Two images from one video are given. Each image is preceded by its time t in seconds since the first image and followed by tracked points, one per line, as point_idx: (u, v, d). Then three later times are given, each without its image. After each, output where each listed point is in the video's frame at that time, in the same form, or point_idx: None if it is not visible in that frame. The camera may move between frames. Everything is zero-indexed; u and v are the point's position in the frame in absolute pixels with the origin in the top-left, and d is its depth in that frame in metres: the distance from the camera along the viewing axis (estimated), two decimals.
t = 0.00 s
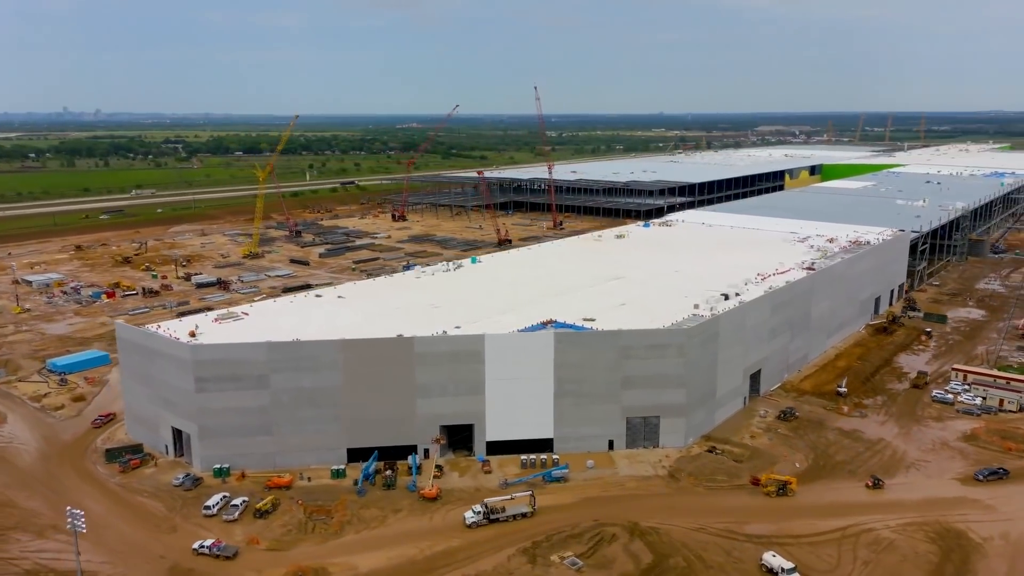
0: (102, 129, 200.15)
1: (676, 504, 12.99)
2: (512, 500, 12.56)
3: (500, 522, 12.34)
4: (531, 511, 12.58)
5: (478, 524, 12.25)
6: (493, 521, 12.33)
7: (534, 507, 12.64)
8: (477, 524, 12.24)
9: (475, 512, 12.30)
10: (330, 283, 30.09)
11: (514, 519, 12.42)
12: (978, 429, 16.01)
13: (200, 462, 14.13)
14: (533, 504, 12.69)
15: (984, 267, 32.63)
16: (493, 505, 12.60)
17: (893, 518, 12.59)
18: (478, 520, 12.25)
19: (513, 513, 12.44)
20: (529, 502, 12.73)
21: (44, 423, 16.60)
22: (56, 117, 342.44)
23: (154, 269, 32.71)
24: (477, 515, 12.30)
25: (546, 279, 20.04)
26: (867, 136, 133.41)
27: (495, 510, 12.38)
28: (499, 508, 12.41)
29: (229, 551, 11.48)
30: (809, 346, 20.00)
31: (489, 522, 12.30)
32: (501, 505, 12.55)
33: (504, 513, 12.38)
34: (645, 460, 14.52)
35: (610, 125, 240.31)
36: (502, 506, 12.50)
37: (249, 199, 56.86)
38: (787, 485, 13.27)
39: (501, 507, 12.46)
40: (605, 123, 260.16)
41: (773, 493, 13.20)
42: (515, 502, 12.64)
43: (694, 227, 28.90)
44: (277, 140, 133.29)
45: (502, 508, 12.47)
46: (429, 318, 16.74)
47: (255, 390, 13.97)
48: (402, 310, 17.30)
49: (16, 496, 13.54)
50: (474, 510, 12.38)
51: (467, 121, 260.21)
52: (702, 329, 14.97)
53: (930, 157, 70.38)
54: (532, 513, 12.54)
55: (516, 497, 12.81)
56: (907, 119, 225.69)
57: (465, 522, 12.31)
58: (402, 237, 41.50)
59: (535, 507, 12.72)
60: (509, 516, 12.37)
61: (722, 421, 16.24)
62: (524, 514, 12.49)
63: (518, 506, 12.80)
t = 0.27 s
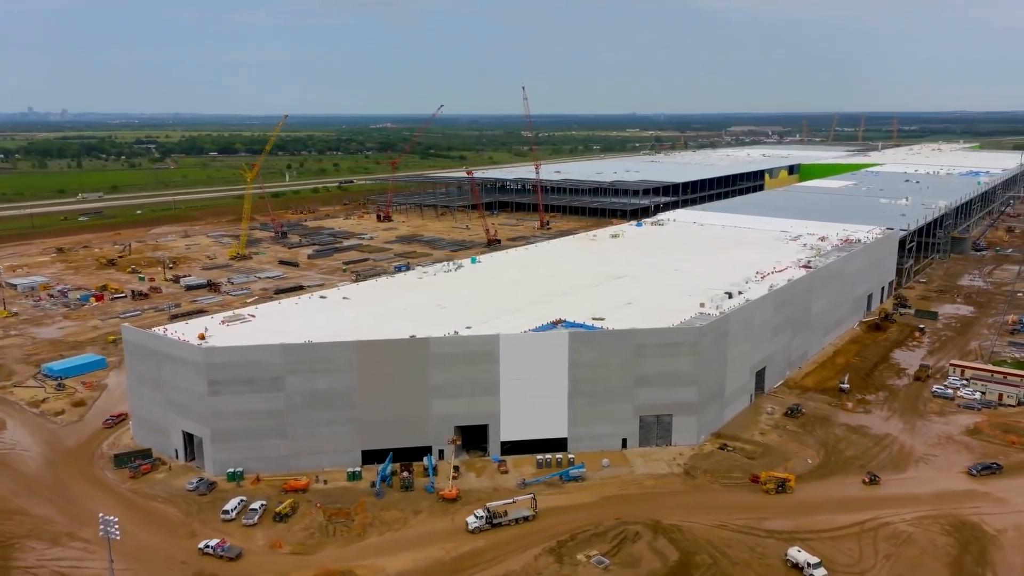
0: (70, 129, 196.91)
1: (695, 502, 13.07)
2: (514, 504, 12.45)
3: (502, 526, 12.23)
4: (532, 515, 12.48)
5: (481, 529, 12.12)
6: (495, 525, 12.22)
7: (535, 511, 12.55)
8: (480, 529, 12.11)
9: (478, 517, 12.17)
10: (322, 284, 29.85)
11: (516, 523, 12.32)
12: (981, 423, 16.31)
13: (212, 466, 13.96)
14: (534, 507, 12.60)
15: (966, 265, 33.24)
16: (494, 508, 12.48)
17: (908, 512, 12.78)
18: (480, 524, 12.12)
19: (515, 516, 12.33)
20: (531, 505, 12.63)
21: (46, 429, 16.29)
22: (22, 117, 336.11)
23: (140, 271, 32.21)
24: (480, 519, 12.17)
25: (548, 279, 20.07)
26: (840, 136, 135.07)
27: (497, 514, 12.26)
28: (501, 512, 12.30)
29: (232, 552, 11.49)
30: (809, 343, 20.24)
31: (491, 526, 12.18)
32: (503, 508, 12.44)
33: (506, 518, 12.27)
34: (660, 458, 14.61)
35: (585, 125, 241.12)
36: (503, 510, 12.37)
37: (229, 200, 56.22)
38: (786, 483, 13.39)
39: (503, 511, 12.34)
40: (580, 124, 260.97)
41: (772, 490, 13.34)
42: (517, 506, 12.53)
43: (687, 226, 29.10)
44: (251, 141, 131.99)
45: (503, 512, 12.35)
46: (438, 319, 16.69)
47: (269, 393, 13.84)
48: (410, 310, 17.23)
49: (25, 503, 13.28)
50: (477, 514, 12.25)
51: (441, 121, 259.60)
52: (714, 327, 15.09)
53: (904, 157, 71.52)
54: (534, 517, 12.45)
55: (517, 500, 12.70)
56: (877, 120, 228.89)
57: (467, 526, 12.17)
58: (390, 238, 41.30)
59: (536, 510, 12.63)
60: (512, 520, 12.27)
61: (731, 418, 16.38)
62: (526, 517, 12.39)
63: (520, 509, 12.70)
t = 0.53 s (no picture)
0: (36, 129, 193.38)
1: (713, 499, 13.18)
2: (517, 508, 12.28)
3: (506, 531, 12.09)
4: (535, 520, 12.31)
5: (485, 534, 11.97)
6: (499, 530, 12.08)
7: (538, 514, 12.41)
8: (483, 534, 11.96)
9: (482, 522, 11.99)
10: (314, 286, 29.62)
11: (519, 527, 12.18)
12: (982, 417, 16.61)
13: (226, 470, 13.79)
14: (537, 511, 12.44)
15: (949, 262, 33.84)
16: (497, 513, 12.30)
17: (922, 506, 12.98)
18: (484, 530, 11.96)
19: (518, 521, 12.17)
20: (534, 509, 12.46)
21: (47, 435, 15.98)
22: None
23: (126, 273, 31.71)
24: (484, 524, 12.00)
25: (550, 279, 20.09)
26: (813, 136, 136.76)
27: (501, 519, 12.09)
28: (504, 517, 12.13)
29: (235, 552, 11.53)
30: (808, 341, 20.48)
31: (495, 531, 12.04)
32: (506, 513, 12.27)
33: (510, 522, 12.11)
34: (673, 456, 14.69)
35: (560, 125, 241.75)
36: (506, 515, 12.19)
37: (210, 201, 55.53)
38: (785, 480, 13.50)
39: (505, 516, 12.18)
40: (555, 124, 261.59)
41: (772, 489, 13.42)
42: (519, 510, 12.39)
43: (678, 225, 29.30)
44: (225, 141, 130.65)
45: (506, 516, 12.18)
46: (447, 319, 16.64)
47: (283, 395, 13.71)
48: (417, 311, 17.16)
49: (34, 510, 13.01)
50: (480, 519, 12.08)
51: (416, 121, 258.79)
52: (724, 325, 15.20)
53: (880, 156, 72.65)
54: (538, 520, 12.30)
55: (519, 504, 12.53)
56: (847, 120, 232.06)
57: (471, 531, 12.00)
58: (376, 238, 41.07)
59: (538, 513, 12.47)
60: (515, 525, 12.12)
61: (739, 415, 16.52)
62: (529, 521, 12.24)
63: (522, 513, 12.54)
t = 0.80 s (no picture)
0: (2, 128, 189.51)
1: (731, 496, 13.28)
2: (522, 512, 12.13)
3: (510, 536, 11.93)
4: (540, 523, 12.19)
5: (490, 540, 11.82)
6: (504, 535, 11.91)
7: (542, 519, 12.25)
8: (488, 540, 11.81)
9: (487, 528, 11.81)
10: (307, 288, 29.37)
11: (523, 532, 12.03)
12: (983, 411, 16.91)
13: (240, 474, 13.64)
14: (542, 515, 12.31)
15: (933, 260, 34.45)
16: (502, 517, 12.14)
17: (935, 499, 13.19)
18: (489, 536, 11.80)
19: (523, 526, 12.03)
20: (538, 513, 12.31)
21: (51, 441, 15.69)
22: None
23: (113, 276, 31.20)
24: (489, 530, 11.83)
25: (553, 279, 20.13)
26: (786, 136, 138.24)
27: (505, 524, 11.93)
28: (509, 522, 11.97)
29: (240, 550, 11.57)
30: (807, 338, 20.72)
31: (499, 537, 11.88)
32: (510, 517, 12.07)
33: (514, 527, 11.96)
34: (687, 454, 14.79)
35: (535, 125, 242.09)
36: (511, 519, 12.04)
37: (190, 202, 54.83)
38: (785, 478, 13.62)
39: (510, 521, 12.00)
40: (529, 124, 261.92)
41: (772, 486, 13.52)
42: (523, 514, 12.21)
43: (670, 225, 29.50)
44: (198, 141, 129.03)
45: (511, 521, 12.03)
46: (456, 320, 16.60)
47: (299, 398, 13.58)
48: (425, 312, 17.09)
49: (47, 518, 12.77)
50: (485, 525, 11.91)
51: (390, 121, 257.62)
52: (735, 324, 15.33)
53: (856, 156, 73.73)
54: (542, 525, 12.18)
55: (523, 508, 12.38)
56: (818, 120, 234.93)
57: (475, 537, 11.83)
58: (364, 239, 40.85)
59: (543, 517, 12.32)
60: (520, 530, 11.98)
61: (747, 413, 16.67)
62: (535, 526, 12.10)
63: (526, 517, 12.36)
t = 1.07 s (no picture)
0: None
1: (748, 493, 13.40)
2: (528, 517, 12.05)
3: (518, 541, 11.84)
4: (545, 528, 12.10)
5: (497, 546, 11.70)
6: (511, 540, 11.81)
7: (549, 524, 12.18)
8: (496, 546, 11.69)
9: (494, 534, 11.71)
10: (299, 289, 29.13)
11: (531, 537, 11.93)
12: (983, 406, 17.22)
13: (255, 478, 13.50)
14: (548, 520, 12.24)
15: (917, 257, 35.04)
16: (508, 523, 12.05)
17: (947, 493, 13.40)
18: (496, 542, 11.67)
19: (530, 530, 11.94)
20: (545, 518, 12.24)
21: (54, 447, 15.42)
22: None
23: (99, 278, 30.69)
24: (496, 536, 11.71)
25: (556, 279, 20.16)
26: (761, 135, 139.60)
27: (512, 529, 11.83)
28: (516, 527, 11.88)
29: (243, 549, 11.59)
30: (806, 335, 20.96)
31: (507, 542, 11.77)
32: (517, 523, 12.00)
33: (521, 532, 11.87)
34: (700, 452, 14.89)
35: (511, 125, 242.24)
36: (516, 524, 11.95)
37: (169, 202, 54.10)
38: (785, 475, 13.67)
39: (517, 526, 11.93)
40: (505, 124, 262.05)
41: (772, 484, 13.57)
42: (530, 519, 12.14)
43: (663, 224, 29.68)
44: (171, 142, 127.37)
45: (517, 526, 11.94)
46: (466, 320, 16.56)
47: (315, 400, 13.47)
48: (434, 312, 17.03)
49: (60, 526, 12.55)
50: (492, 531, 11.78)
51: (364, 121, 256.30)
52: (745, 322, 15.46)
53: (832, 155, 74.78)
54: (549, 529, 12.08)
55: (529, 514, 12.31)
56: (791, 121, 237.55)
57: (482, 544, 11.70)
58: (351, 240, 40.61)
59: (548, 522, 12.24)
60: (527, 535, 11.88)
61: (754, 410, 16.82)
62: (541, 530, 12.02)
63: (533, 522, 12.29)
